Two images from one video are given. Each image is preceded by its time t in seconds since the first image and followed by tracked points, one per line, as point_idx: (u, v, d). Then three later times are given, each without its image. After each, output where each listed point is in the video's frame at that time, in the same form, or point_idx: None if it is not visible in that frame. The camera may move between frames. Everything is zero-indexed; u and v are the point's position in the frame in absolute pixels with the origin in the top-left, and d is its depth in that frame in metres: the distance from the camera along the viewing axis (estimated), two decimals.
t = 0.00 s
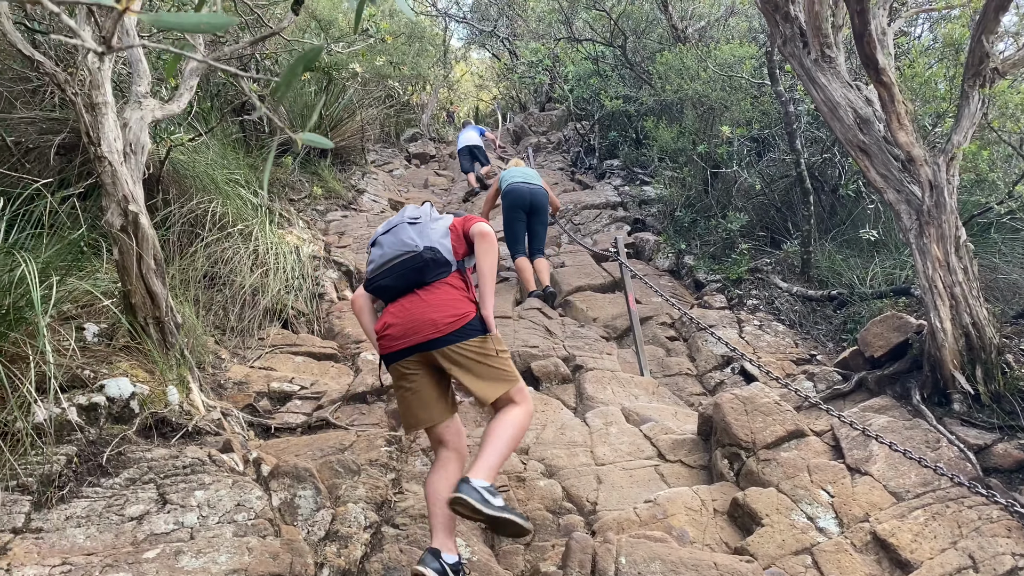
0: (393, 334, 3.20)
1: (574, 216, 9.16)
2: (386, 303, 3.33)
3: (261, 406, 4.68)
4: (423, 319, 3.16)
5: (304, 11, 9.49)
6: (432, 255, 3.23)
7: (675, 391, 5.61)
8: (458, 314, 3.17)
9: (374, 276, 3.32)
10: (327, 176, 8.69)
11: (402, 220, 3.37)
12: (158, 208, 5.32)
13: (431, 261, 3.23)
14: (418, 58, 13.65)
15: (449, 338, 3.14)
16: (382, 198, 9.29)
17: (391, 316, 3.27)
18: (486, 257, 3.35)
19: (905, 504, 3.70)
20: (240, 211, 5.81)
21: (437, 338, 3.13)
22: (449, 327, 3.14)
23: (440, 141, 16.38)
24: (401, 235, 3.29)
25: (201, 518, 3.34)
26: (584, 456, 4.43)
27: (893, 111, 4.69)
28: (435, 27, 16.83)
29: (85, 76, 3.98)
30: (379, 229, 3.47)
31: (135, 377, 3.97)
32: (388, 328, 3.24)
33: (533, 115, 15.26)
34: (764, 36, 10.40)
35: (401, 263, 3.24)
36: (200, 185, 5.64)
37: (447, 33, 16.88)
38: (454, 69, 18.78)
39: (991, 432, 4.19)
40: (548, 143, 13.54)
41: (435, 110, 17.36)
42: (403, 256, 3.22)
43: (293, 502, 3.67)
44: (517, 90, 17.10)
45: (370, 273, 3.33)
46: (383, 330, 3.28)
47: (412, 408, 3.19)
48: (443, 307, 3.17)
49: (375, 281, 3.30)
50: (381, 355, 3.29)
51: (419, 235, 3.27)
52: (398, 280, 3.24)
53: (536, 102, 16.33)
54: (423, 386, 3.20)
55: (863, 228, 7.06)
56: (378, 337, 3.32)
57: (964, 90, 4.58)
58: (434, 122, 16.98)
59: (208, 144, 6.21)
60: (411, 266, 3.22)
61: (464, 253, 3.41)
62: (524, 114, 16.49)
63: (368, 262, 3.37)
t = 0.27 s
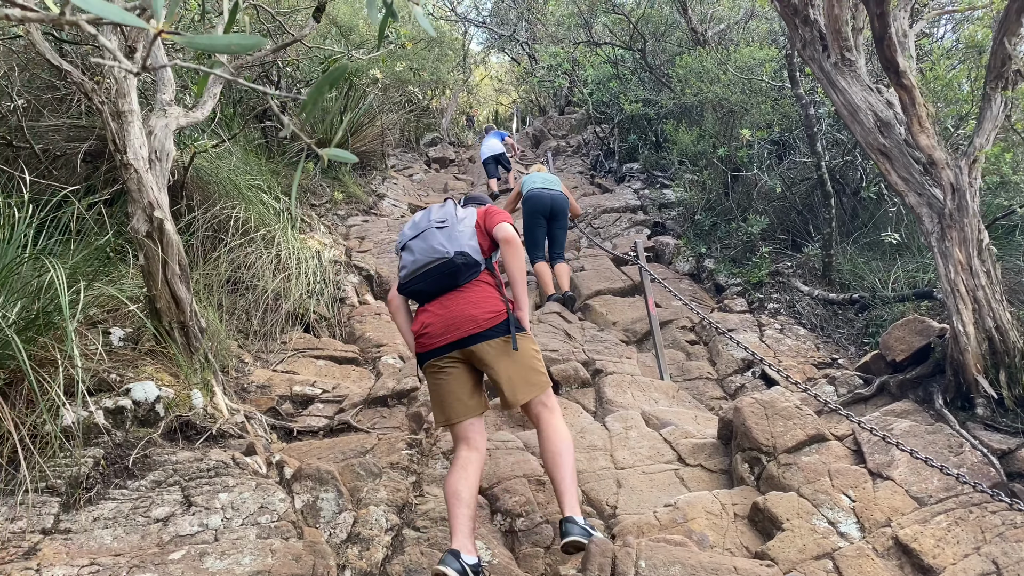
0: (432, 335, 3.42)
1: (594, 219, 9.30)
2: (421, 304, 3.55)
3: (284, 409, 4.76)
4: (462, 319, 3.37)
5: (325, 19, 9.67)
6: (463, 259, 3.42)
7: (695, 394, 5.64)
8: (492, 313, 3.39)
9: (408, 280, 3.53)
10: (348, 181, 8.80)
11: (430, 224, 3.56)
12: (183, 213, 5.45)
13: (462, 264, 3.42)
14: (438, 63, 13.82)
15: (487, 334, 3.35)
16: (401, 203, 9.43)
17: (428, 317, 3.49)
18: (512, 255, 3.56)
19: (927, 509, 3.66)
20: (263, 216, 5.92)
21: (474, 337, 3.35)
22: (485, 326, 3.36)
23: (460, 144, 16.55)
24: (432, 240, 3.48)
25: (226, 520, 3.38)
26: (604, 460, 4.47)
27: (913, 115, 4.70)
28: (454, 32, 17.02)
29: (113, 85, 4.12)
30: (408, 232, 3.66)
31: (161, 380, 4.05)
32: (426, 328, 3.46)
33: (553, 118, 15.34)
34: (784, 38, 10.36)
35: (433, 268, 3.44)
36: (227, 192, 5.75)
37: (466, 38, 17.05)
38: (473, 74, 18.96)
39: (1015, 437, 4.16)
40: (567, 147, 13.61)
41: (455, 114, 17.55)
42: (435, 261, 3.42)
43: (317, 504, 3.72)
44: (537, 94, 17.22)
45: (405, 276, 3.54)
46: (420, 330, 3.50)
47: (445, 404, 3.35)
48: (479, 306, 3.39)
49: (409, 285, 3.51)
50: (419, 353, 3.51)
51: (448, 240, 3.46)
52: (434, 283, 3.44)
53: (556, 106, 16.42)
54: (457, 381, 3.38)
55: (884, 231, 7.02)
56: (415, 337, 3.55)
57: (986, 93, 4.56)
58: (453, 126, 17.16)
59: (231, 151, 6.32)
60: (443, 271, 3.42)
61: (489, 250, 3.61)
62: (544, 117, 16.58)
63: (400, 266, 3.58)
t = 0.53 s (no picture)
0: (456, 330, 3.43)
1: (609, 223, 9.34)
2: (445, 298, 3.54)
3: (298, 408, 4.81)
4: (488, 318, 3.40)
5: (343, 22, 9.77)
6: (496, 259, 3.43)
7: (708, 398, 5.63)
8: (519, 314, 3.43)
9: (435, 274, 3.51)
10: (364, 183, 8.88)
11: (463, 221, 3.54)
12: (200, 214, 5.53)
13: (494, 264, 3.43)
14: (454, 66, 13.91)
15: (511, 335, 3.39)
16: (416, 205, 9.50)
17: (452, 311, 3.49)
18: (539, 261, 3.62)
19: (941, 516, 3.64)
20: (279, 217, 5.99)
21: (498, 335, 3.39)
22: (510, 327, 3.40)
23: (475, 147, 16.65)
24: (465, 237, 3.47)
25: (239, 519, 3.41)
26: (616, 463, 4.47)
27: (929, 119, 4.69)
28: (472, 35, 17.12)
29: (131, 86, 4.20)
30: (437, 224, 3.63)
31: (177, 379, 4.11)
32: (450, 322, 3.47)
33: (568, 121, 15.37)
34: (801, 41, 10.33)
35: (464, 265, 3.43)
36: (243, 194, 5.82)
37: (483, 41, 17.14)
38: (490, 76, 19.07)
39: None
40: (583, 150, 13.64)
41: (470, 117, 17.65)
42: (468, 259, 3.42)
43: (329, 504, 3.74)
44: (553, 96, 17.27)
45: (432, 269, 3.52)
46: (442, 323, 3.50)
47: (459, 397, 3.37)
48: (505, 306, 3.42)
49: (437, 278, 3.50)
50: (437, 347, 3.51)
51: (483, 239, 3.46)
52: (464, 280, 3.44)
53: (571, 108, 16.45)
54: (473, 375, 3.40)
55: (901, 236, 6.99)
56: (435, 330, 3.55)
57: (1002, 97, 4.54)
58: (468, 129, 17.26)
59: (248, 152, 6.38)
60: (475, 269, 3.43)
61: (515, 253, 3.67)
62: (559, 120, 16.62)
63: (428, 259, 3.56)
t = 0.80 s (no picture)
0: (484, 330, 3.44)
1: (622, 227, 9.35)
2: (473, 298, 3.54)
3: (311, 408, 4.85)
4: (518, 322, 3.44)
5: (359, 25, 9.84)
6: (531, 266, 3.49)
7: (719, 403, 5.63)
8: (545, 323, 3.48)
9: (469, 272, 3.50)
10: (378, 185, 8.94)
11: (501, 225, 3.58)
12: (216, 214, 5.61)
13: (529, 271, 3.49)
14: (469, 69, 13.98)
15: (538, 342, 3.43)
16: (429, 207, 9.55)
17: (480, 311, 3.50)
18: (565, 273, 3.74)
19: (952, 524, 3.63)
20: (294, 219, 6.05)
21: (528, 339, 3.43)
22: (538, 334, 3.44)
23: (489, 150, 16.71)
24: (504, 240, 3.51)
25: (251, 517, 3.44)
26: (626, 467, 4.49)
27: (944, 126, 4.69)
28: (487, 38, 17.21)
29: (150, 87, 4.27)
30: (472, 224, 3.64)
31: (191, 377, 4.16)
32: (477, 322, 3.47)
33: (582, 126, 15.40)
34: (817, 47, 10.31)
35: (502, 267, 3.46)
36: (259, 195, 5.90)
37: (498, 44, 17.21)
38: (504, 79, 19.15)
39: None
40: (596, 154, 13.66)
41: (484, 119, 17.72)
42: (506, 262, 3.46)
43: (340, 503, 3.76)
44: (567, 100, 17.33)
45: (466, 267, 3.51)
46: (468, 322, 3.50)
47: (476, 397, 3.38)
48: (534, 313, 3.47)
49: (470, 277, 3.49)
50: (460, 345, 3.49)
51: (522, 245, 3.51)
52: (499, 281, 3.46)
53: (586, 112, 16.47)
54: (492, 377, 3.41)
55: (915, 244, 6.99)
56: (459, 327, 3.53)
57: (1019, 105, 4.53)
58: (482, 132, 17.33)
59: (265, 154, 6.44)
60: (511, 273, 3.46)
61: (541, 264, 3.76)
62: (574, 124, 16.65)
63: (462, 257, 3.54)
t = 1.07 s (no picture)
0: (527, 331, 3.50)
1: (629, 231, 9.36)
2: (516, 300, 3.59)
3: (317, 410, 4.86)
4: (560, 327, 3.52)
5: (369, 29, 9.89)
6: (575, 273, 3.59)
7: (726, 409, 5.62)
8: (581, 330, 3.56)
9: (515, 275, 3.55)
10: (387, 188, 8.98)
11: (546, 232, 3.67)
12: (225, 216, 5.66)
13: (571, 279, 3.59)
14: (478, 73, 14.02)
15: (576, 348, 3.52)
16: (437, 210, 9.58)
17: (522, 314, 3.56)
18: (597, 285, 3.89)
19: (958, 532, 3.61)
20: (302, 221, 6.07)
21: (569, 344, 3.52)
22: (577, 340, 3.53)
23: (498, 153, 16.76)
24: (551, 247, 3.59)
25: (256, 518, 3.45)
26: (632, 472, 4.48)
27: (952, 132, 4.68)
28: (496, 43, 17.26)
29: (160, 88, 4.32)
30: (519, 228, 3.70)
31: (198, 378, 4.18)
32: (520, 324, 3.53)
33: (591, 130, 15.41)
34: (826, 52, 10.28)
35: (548, 273, 3.54)
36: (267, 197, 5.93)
37: (507, 48, 17.26)
38: (513, 83, 19.20)
39: None
40: (605, 158, 13.68)
41: (493, 123, 17.78)
42: (554, 268, 3.54)
43: (345, 505, 3.76)
44: (575, 104, 17.36)
45: (512, 270, 3.57)
46: (509, 323, 3.55)
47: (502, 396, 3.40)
48: (573, 320, 3.57)
49: (517, 279, 3.54)
50: (500, 345, 3.54)
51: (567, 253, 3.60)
52: (545, 286, 3.54)
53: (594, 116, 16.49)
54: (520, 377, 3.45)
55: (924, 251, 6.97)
56: (500, 328, 3.57)
57: None
58: (491, 136, 17.39)
59: (274, 156, 6.48)
60: (556, 279, 3.54)
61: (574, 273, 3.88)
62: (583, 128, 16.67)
63: (507, 258, 3.60)
